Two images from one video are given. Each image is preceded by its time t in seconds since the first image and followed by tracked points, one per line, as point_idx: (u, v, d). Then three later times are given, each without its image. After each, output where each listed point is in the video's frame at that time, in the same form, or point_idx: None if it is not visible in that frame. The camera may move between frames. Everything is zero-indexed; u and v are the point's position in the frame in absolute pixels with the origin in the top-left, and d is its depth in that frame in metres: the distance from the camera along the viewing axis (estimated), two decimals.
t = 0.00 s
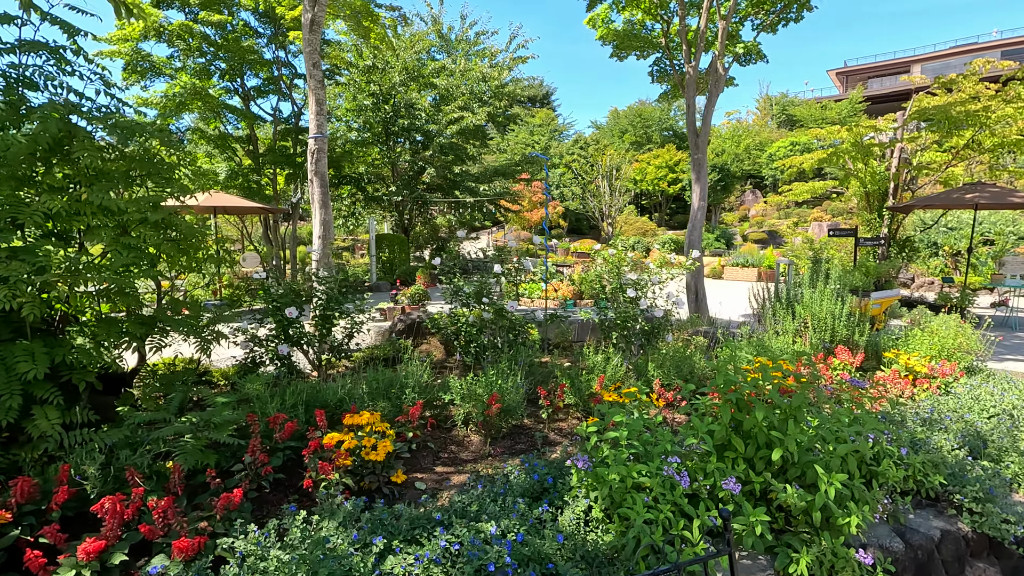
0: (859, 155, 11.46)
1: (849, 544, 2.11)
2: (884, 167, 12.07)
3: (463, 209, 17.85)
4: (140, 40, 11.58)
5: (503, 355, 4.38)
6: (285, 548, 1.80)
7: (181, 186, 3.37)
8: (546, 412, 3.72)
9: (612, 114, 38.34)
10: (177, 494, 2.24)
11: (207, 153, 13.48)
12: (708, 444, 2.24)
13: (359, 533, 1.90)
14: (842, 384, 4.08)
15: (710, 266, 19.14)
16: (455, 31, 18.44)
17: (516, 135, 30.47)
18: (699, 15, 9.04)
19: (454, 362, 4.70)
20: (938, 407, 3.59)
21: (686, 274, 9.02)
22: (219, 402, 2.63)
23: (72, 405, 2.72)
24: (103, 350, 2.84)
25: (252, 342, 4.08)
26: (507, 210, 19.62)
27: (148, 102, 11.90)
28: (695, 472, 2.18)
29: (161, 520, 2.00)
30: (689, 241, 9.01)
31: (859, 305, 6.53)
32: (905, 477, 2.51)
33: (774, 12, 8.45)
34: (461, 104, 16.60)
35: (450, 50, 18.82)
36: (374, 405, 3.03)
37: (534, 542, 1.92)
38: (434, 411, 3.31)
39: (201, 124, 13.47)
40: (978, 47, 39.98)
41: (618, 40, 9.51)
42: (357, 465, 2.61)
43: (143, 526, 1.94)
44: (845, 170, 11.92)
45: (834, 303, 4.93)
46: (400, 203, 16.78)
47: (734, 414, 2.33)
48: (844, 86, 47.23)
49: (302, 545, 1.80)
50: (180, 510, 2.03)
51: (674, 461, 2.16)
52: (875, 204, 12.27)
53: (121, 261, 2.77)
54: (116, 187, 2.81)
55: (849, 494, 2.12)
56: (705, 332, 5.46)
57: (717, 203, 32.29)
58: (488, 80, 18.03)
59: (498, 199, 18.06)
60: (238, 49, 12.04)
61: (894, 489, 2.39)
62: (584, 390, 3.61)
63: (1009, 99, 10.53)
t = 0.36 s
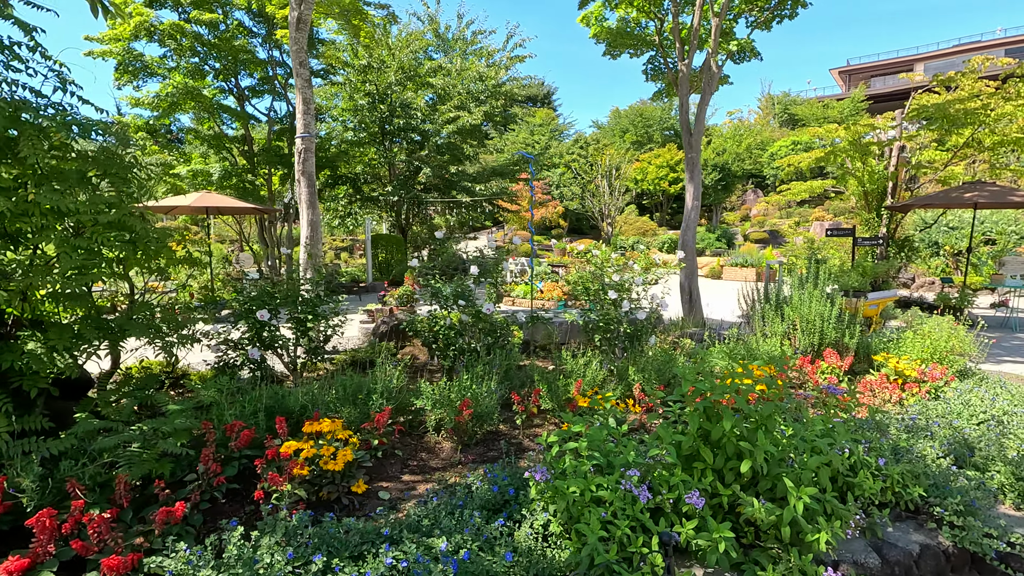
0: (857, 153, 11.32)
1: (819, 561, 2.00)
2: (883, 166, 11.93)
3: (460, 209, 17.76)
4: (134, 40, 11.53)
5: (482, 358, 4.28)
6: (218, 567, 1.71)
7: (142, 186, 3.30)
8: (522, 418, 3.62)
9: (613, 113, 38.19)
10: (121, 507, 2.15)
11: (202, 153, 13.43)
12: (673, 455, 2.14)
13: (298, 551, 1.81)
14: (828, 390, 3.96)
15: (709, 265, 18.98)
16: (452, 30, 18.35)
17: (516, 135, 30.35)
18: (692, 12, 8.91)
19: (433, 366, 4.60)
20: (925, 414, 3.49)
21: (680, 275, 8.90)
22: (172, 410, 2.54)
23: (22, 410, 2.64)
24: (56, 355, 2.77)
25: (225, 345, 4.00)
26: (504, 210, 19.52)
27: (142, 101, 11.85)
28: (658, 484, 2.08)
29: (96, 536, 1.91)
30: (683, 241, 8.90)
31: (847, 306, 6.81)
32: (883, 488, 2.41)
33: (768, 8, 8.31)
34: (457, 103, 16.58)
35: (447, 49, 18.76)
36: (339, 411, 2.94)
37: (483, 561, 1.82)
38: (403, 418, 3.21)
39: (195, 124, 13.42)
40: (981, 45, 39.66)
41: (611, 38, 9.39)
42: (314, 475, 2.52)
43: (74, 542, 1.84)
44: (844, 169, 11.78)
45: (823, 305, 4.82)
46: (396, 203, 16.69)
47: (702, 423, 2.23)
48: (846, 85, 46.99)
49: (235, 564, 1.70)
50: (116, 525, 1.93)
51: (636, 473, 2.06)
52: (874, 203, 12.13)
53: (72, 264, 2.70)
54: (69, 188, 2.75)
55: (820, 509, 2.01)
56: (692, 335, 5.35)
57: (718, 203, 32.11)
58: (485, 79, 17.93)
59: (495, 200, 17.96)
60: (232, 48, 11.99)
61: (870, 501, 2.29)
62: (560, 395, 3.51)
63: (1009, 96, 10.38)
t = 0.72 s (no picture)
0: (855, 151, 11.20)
1: None
2: (881, 165, 11.81)
3: (456, 208, 17.66)
4: (126, 38, 11.46)
5: (460, 360, 4.18)
6: None
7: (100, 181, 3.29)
8: (497, 422, 3.52)
9: (613, 113, 38.09)
10: (59, 516, 2.06)
11: (196, 152, 13.36)
12: (635, 465, 2.04)
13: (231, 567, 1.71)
14: (814, 393, 3.86)
15: (707, 265, 18.84)
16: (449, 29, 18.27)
17: (516, 135, 30.26)
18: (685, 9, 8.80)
19: (412, 367, 4.50)
20: (911, 418, 3.38)
21: (673, 275, 8.79)
22: (121, 415, 2.46)
23: None
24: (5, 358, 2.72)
25: (194, 346, 3.93)
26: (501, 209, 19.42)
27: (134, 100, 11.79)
28: (618, 495, 1.98)
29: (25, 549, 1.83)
30: (675, 241, 8.80)
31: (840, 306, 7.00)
32: (859, 500, 2.30)
33: (762, 4, 8.19)
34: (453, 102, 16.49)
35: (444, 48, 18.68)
36: (302, 416, 2.85)
37: None
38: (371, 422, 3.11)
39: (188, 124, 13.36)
40: (984, 43, 39.44)
41: (603, 35, 9.28)
42: (268, 484, 2.43)
43: None
44: (841, 167, 11.67)
45: (811, 306, 4.70)
46: (391, 203, 16.60)
47: (667, 431, 2.12)
48: (848, 84, 46.81)
49: None
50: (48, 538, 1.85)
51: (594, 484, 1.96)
52: (871, 202, 12.01)
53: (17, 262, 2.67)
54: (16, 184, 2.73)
55: (786, 522, 1.91)
56: (679, 336, 5.24)
57: (718, 202, 31.94)
58: (482, 77, 17.83)
59: (491, 199, 17.86)
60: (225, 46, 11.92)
61: (845, 512, 2.19)
62: (535, 398, 3.41)
63: (1007, 93, 10.25)
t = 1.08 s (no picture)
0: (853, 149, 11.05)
1: None
2: (879, 162, 11.64)
3: (453, 208, 17.55)
4: (116, 35, 11.36)
5: (435, 360, 4.04)
6: None
7: (46, 172, 3.29)
8: (469, 425, 3.39)
9: (614, 112, 37.95)
10: None
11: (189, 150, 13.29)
12: (592, 473, 1.92)
13: None
14: (800, 395, 3.72)
15: (707, 265, 18.68)
16: (445, 26, 18.15)
17: (515, 134, 30.18)
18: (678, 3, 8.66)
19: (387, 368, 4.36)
20: (899, 423, 3.25)
21: (667, 275, 8.64)
22: (61, 418, 2.36)
23: None
24: None
25: (158, 347, 3.84)
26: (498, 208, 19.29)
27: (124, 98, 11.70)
28: (574, 506, 1.85)
29: None
30: (669, 240, 8.67)
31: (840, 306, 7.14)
32: (837, 510, 2.17)
33: None
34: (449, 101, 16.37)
35: (441, 46, 18.58)
36: (258, 420, 2.73)
37: None
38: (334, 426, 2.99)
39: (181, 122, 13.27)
40: (987, 42, 39.10)
41: (596, 30, 9.13)
42: (214, 492, 2.31)
43: None
44: (839, 165, 11.52)
45: (801, 305, 4.56)
46: (387, 202, 16.48)
47: (629, 437, 1.99)
48: (850, 84, 46.62)
49: None
50: None
51: (547, 494, 1.83)
52: (869, 200, 11.86)
53: None
54: None
55: (752, 537, 1.79)
56: (666, 336, 5.11)
57: (719, 201, 31.72)
58: (478, 75, 17.73)
59: (487, 198, 17.72)
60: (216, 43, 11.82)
61: (819, 523, 2.06)
62: (507, 401, 3.29)
63: (1007, 89, 10.09)
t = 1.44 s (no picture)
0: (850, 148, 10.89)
1: None
2: (876, 161, 11.50)
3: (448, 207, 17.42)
4: (104, 33, 11.25)
5: (407, 365, 3.91)
6: None
7: None
8: (437, 434, 3.26)
9: (614, 111, 37.82)
10: None
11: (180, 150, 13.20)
12: (542, 494, 1.79)
13: None
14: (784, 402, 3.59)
15: (705, 265, 18.52)
16: (441, 25, 18.00)
17: (514, 134, 30.06)
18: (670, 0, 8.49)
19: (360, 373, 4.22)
20: (884, 432, 3.12)
21: (659, 276, 8.50)
22: None
23: None
24: None
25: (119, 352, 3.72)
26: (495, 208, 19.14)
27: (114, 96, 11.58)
28: (520, 530, 1.72)
29: None
30: (660, 241, 8.53)
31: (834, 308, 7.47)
32: (810, 532, 2.03)
33: None
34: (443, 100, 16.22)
35: (436, 45, 18.43)
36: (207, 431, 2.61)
37: None
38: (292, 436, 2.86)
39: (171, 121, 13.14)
40: (990, 40, 38.81)
41: (586, 27, 8.92)
42: (151, 509, 2.18)
43: None
44: (836, 164, 11.35)
45: (786, 308, 4.42)
46: (381, 201, 16.34)
47: (584, 454, 1.86)
48: (851, 83, 46.38)
49: None
50: None
51: (491, 517, 1.70)
52: (867, 200, 11.70)
53: None
54: None
55: (711, 565, 1.66)
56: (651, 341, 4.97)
57: (719, 201, 31.52)
58: (473, 74, 17.58)
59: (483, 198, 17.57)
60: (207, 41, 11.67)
61: (789, 546, 1.92)
62: (476, 409, 3.15)
63: (1006, 87, 9.91)
